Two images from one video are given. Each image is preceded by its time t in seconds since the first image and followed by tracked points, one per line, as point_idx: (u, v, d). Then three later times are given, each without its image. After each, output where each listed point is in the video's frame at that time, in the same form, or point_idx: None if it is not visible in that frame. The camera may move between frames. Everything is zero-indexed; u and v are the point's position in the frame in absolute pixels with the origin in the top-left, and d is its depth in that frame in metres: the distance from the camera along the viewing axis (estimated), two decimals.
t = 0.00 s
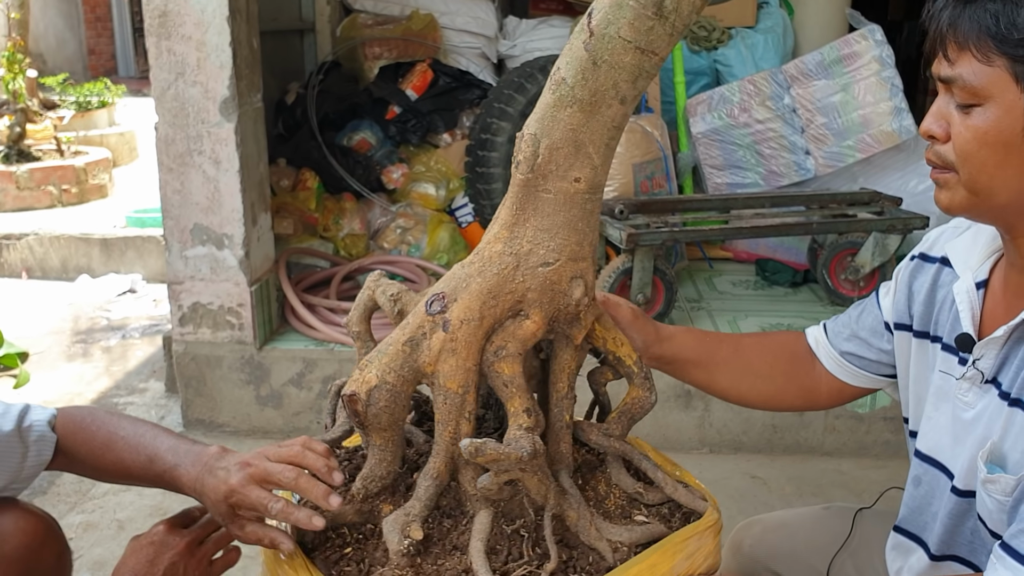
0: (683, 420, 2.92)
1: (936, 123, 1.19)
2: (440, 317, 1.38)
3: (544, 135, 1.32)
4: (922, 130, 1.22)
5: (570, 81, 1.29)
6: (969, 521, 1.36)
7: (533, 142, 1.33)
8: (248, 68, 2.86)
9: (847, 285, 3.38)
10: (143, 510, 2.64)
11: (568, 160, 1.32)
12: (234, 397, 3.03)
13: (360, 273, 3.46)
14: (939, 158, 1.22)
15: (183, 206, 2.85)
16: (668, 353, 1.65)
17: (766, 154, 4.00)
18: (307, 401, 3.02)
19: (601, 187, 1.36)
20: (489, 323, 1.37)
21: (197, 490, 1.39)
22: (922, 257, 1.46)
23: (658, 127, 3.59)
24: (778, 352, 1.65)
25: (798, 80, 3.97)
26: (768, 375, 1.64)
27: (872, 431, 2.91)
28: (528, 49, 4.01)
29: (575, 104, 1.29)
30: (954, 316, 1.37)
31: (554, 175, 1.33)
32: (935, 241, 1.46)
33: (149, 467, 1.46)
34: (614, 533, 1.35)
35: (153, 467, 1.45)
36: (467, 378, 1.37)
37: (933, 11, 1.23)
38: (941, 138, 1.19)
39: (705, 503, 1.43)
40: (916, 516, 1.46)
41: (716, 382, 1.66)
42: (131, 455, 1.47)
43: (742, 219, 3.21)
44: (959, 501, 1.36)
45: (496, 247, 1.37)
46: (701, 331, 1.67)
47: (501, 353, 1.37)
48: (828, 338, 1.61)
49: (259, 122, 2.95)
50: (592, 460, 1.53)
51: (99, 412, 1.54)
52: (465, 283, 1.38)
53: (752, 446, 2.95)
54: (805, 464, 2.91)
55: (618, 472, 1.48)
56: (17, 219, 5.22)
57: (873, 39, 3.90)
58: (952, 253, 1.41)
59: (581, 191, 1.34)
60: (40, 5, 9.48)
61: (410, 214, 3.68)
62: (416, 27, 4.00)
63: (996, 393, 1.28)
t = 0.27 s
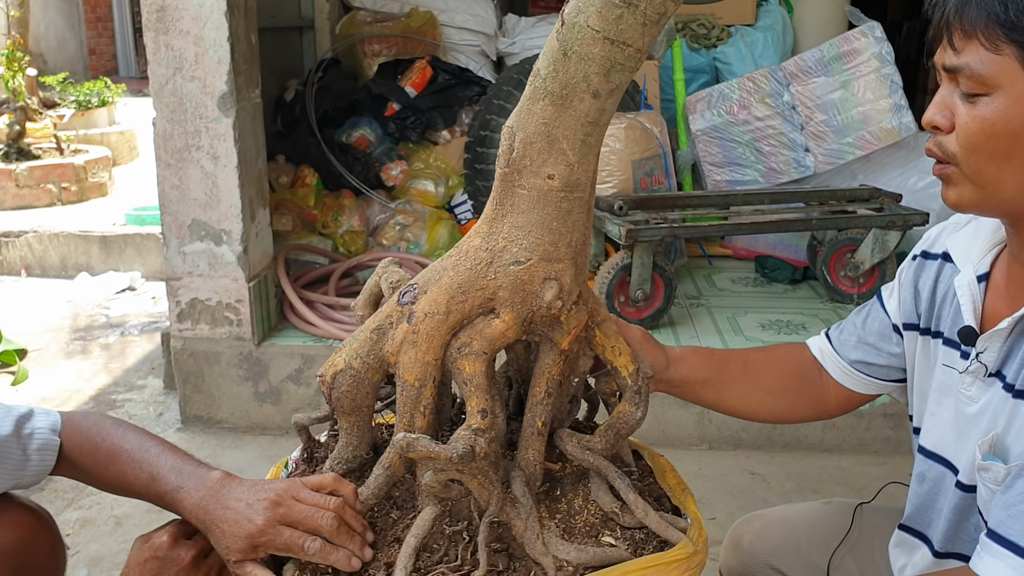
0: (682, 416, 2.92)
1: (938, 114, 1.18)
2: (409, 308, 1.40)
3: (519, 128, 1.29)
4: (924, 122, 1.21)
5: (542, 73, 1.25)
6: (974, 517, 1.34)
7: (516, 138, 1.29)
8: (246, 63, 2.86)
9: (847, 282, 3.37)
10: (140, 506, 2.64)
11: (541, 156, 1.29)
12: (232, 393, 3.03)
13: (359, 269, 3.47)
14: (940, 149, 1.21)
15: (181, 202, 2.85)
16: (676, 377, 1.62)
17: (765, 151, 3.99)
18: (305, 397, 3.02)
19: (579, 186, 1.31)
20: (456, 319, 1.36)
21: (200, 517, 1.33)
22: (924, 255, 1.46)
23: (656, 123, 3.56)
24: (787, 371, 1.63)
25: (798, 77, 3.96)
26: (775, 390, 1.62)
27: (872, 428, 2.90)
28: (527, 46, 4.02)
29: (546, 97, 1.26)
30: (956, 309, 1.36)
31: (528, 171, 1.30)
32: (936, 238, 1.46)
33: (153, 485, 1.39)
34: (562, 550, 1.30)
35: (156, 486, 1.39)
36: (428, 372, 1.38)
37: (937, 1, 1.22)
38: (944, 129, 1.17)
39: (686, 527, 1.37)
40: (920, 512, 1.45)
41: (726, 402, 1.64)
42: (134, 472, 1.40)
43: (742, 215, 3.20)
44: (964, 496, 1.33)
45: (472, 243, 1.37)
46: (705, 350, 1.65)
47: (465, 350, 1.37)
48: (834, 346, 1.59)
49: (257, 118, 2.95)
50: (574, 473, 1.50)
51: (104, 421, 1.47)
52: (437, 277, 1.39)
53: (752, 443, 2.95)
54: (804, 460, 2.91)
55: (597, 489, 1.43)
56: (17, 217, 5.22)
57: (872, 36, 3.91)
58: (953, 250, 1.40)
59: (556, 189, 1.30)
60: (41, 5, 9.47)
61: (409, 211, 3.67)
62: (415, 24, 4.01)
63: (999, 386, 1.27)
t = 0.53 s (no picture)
0: (683, 411, 2.90)
1: (943, 95, 1.16)
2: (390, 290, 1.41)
3: (499, 114, 1.28)
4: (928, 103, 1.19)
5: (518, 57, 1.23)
6: (978, 506, 1.32)
7: (503, 122, 1.27)
8: (246, 55, 2.84)
9: (849, 277, 3.36)
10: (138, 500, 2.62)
11: (517, 142, 1.27)
12: (232, 387, 3.02)
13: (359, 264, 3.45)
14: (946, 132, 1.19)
15: (180, 195, 2.84)
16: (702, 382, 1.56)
17: (767, 146, 3.97)
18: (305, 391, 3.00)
19: (555, 176, 1.27)
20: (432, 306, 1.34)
21: (165, 487, 1.36)
22: (937, 240, 1.44)
23: (658, 118, 3.55)
24: (813, 378, 1.57)
25: (799, 72, 3.95)
26: (803, 396, 1.56)
27: (875, 423, 2.88)
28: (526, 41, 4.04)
29: (520, 81, 1.23)
30: (960, 291, 1.36)
31: (506, 155, 1.28)
32: (948, 222, 1.44)
33: (122, 461, 1.41)
34: (506, 552, 1.26)
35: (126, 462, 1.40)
36: (399, 355, 1.36)
37: None
38: (948, 111, 1.16)
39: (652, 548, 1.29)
40: (922, 498, 1.44)
41: (754, 406, 1.58)
42: (103, 446, 1.42)
43: (743, 209, 3.18)
44: (966, 483, 1.32)
45: (456, 229, 1.36)
46: (731, 353, 1.59)
47: (435, 337, 1.34)
48: (852, 344, 1.56)
49: (256, 111, 2.94)
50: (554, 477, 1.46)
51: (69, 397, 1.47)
52: (419, 262, 1.38)
53: (754, 437, 2.94)
54: (806, 455, 2.89)
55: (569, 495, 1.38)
56: (16, 213, 5.21)
57: (874, 31, 3.88)
58: (962, 232, 1.39)
59: (530, 177, 1.27)
60: (41, 3, 9.45)
61: (409, 206, 3.66)
62: (415, 19, 3.99)
63: (999, 372, 1.26)
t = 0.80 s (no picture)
0: (684, 405, 2.89)
1: (948, 78, 1.15)
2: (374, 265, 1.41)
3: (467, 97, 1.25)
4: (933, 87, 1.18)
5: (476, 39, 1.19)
6: (972, 488, 1.33)
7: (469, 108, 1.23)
8: (245, 48, 2.83)
9: (849, 271, 3.35)
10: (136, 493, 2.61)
11: (475, 126, 1.23)
12: (231, 381, 3.01)
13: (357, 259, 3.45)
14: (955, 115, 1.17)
15: (179, 187, 2.83)
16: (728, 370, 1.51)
17: (767, 141, 3.96)
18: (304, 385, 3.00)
19: (512, 163, 1.23)
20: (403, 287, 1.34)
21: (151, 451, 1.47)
22: (943, 223, 1.44)
23: (658, 112, 3.54)
24: (836, 370, 1.54)
25: (800, 67, 3.94)
26: (825, 386, 1.53)
27: (876, 416, 2.88)
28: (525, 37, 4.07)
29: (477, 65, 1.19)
30: (962, 276, 1.35)
31: (470, 140, 1.25)
32: (952, 205, 1.43)
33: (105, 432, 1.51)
34: (432, 542, 1.23)
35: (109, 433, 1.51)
36: (370, 333, 1.36)
37: None
38: (953, 93, 1.15)
39: (588, 564, 1.19)
40: (922, 481, 1.43)
41: (777, 395, 1.54)
42: (84, 421, 1.52)
43: (743, 203, 3.17)
44: (960, 465, 1.33)
45: (434, 212, 1.35)
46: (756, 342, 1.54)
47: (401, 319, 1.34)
48: (859, 329, 1.54)
49: (255, 104, 2.93)
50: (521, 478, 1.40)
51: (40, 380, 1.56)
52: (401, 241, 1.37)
53: (754, 431, 2.92)
54: (807, 449, 2.88)
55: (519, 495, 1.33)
56: (16, 210, 5.20)
57: (874, 26, 3.85)
58: (967, 217, 1.38)
59: (487, 162, 1.24)
60: (41, 3, 9.44)
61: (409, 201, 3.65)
62: (415, 14, 3.99)
63: (996, 357, 1.25)
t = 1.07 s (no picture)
0: (686, 398, 2.88)
1: (960, 59, 1.14)
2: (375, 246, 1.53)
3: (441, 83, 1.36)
4: (945, 68, 1.18)
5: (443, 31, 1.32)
6: (980, 477, 1.32)
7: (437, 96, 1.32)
8: (246, 40, 2.83)
9: (852, 265, 3.34)
10: (137, 486, 2.60)
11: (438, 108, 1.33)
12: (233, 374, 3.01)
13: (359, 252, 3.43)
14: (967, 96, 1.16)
15: (180, 179, 2.82)
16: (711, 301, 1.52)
17: (769, 137, 3.95)
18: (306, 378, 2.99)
19: (461, 145, 1.32)
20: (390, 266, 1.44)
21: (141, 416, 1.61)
22: (941, 209, 1.43)
23: (659, 106, 3.54)
24: (813, 320, 1.55)
25: (802, 62, 3.92)
26: (802, 334, 1.54)
27: (879, 410, 2.87)
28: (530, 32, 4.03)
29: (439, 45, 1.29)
30: (971, 268, 1.33)
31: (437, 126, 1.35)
32: (952, 192, 1.42)
33: (92, 401, 1.65)
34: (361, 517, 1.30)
35: (95, 402, 1.65)
36: (354, 309, 1.47)
37: None
38: (965, 74, 1.14)
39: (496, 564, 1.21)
40: (928, 475, 1.42)
41: (755, 330, 1.54)
42: (69, 393, 1.66)
43: (745, 197, 3.15)
44: (970, 455, 1.31)
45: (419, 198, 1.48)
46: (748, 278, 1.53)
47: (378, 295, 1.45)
48: (846, 297, 1.55)
49: (257, 96, 2.92)
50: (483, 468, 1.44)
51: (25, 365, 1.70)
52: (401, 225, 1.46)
53: (757, 425, 2.91)
54: (810, 443, 2.87)
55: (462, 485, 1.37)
56: (17, 206, 5.19)
57: (877, 20, 3.85)
58: (970, 206, 1.36)
59: (439, 143, 1.35)
60: (41, 2, 9.42)
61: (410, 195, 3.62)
62: (416, 10, 4.00)
63: (1012, 347, 1.23)
